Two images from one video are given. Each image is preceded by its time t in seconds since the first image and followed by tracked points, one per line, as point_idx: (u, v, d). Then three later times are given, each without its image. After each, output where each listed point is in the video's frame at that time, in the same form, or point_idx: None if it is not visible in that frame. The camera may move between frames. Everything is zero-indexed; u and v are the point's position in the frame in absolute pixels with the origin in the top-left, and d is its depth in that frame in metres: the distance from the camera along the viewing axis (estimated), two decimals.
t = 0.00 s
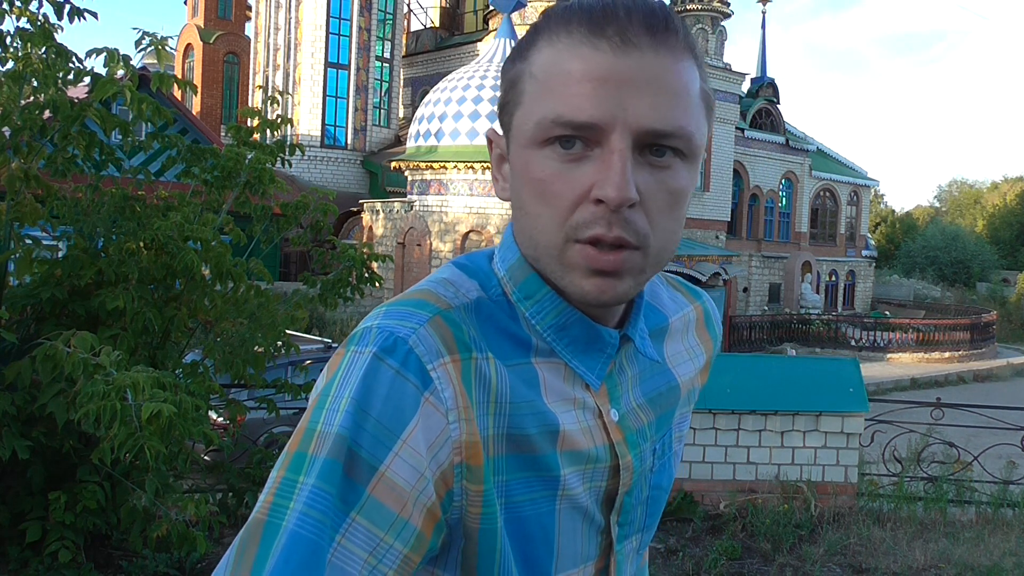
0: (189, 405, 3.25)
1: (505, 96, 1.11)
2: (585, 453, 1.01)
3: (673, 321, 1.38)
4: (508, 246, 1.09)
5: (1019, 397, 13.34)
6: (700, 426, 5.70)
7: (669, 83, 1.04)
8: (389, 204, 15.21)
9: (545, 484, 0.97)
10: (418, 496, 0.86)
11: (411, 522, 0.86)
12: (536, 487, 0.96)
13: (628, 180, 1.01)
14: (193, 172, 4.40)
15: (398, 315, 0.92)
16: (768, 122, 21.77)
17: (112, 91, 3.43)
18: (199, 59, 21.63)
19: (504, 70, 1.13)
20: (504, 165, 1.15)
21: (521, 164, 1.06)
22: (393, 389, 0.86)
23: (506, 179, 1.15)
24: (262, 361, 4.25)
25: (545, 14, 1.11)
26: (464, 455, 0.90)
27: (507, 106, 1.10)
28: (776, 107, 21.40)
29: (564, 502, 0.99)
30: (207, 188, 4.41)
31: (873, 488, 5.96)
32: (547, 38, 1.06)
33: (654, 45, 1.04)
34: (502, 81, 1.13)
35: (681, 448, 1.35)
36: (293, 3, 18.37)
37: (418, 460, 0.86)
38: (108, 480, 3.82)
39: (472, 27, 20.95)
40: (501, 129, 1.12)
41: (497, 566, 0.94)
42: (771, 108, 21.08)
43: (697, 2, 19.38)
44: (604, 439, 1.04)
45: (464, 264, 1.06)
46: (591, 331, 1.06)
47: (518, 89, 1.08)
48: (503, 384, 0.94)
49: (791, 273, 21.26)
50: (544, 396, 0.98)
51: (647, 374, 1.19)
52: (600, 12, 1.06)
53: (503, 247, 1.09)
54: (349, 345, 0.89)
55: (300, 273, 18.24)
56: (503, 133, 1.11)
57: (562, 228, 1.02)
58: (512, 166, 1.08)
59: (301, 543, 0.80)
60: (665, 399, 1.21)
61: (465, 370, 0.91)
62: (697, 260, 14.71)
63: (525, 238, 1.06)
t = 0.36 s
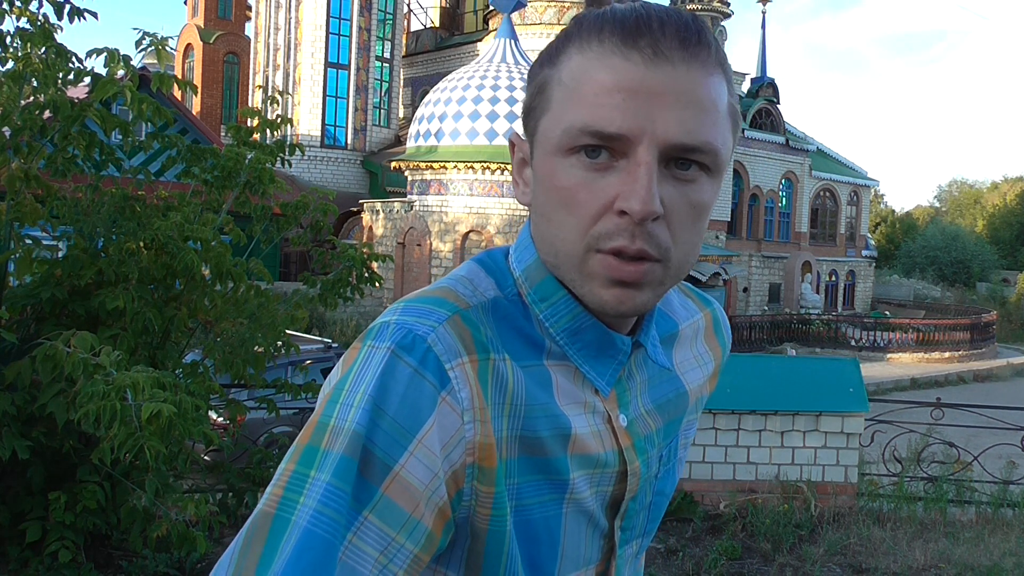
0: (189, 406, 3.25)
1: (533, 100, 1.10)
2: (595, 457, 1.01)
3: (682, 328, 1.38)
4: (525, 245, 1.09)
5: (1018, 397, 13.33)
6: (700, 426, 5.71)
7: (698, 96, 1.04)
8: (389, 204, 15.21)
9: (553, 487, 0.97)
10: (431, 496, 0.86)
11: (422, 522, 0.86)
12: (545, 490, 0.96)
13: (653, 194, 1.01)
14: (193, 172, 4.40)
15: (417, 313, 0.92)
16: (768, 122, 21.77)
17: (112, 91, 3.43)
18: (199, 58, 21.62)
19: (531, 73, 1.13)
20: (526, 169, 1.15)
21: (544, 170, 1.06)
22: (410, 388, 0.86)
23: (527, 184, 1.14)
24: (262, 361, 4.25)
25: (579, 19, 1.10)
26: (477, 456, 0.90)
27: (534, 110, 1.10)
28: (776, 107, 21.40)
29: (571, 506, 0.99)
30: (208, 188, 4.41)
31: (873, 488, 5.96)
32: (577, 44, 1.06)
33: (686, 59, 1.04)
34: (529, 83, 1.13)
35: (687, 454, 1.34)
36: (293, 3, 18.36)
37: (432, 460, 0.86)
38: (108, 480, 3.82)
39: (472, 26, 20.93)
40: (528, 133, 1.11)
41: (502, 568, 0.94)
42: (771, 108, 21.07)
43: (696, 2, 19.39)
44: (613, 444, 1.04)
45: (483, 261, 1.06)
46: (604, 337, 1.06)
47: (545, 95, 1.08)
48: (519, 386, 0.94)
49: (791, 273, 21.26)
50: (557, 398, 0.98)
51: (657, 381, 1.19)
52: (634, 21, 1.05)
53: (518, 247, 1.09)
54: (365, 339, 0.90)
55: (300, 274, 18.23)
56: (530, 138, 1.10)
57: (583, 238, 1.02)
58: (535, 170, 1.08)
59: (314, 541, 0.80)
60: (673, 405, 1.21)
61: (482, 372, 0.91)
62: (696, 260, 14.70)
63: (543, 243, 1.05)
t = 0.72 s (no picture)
0: (189, 406, 3.25)
1: (525, 109, 1.09)
2: (606, 447, 1.01)
3: (673, 311, 1.38)
4: (520, 246, 1.08)
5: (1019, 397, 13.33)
6: (700, 426, 5.71)
7: (692, 97, 1.05)
8: (389, 204, 15.21)
9: (565, 480, 0.97)
10: (436, 498, 0.86)
11: (427, 524, 0.86)
12: (558, 484, 0.97)
13: (657, 198, 1.01)
14: (193, 172, 4.40)
15: (420, 314, 0.92)
16: (768, 122, 21.77)
17: (112, 91, 3.43)
18: (199, 58, 21.62)
19: (520, 82, 1.12)
20: (517, 174, 1.13)
21: (540, 176, 1.05)
22: (416, 390, 0.86)
23: (520, 188, 1.12)
24: (262, 361, 4.25)
25: (563, 24, 1.09)
26: (483, 458, 0.90)
27: (525, 118, 1.08)
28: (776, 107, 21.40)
29: (581, 498, 0.99)
30: (207, 188, 4.41)
31: (873, 488, 5.96)
32: (569, 51, 1.05)
33: (678, 61, 1.04)
34: (518, 92, 1.11)
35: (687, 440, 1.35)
36: (293, 2, 18.36)
37: (437, 462, 0.85)
38: (107, 480, 3.82)
39: (472, 26, 20.92)
40: (519, 140, 1.10)
41: (513, 567, 0.94)
42: (771, 108, 21.07)
43: (696, 2, 19.39)
44: (622, 435, 1.04)
45: (478, 262, 1.06)
46: (606, 333, 1.06)
47: (538, 102, 1.07)
48: (525, 383, 0.94)
49: (791, 274, 21.27)
50: (564, 390, 0.99)
51: (657, 368, 1.19)
52: (623, 25, 1.05)
53: (514, 247, 1.08)
54: (367, 344, 0.89)
55: (300, 274, 18.23)
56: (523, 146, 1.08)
57: (589, 243, 1.02)
58: (530, 176, 1.07)
59: (326, 548, 0.80)
60: (674, 391, 1.22)
61: (487, 373, 0.91)
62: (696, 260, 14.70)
63: (543, 248, 1.04)
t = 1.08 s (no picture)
0: (189, 406, 3.25)
1: (536, 109, 1.07)
2: (613, 447, 1.01)
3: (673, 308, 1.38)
4: (527, 248, 1.08)
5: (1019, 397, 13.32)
6: (700, 426, 5.71)
7: (707, 101, 1.05)
8: (389, 204, 15.21)
9: (575, 481, 0.97)
10: (449, 501, 0.86)
11: (440, 527, 0.86)
12: (569, 485, 0.97)
13: (678, 202, 1.00)
14: (193, 172, 4.40)
15: (434, 317, 0.92)
16: (768, 122, 21.77)
17: (112, 91, 3.43)
18: (199, 59, 21.63)
19: (531, 82, 1.10)
20: (525, 175, 1.12)
21: (553, 178, 1.04)
22: (430, 393, 0.86)
23: (530, 189, 1.11)
24: (262, 361, 4.25)
25: (576, 23, 1.08)
26: (495, 461, 0.89)
27: (537, 118, 1.07)
28: (776, 107, 21.40)
29: (591, 497, 0.99)
30: (207, 188, 4.41)
31: (873, 487, 5.96)
32: (585, 52, 1.04)
33: (695, 65, 1.04)
34: (529, 92, 1.09)
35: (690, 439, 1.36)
36: (293, 3, 18.36)
37: (451, 465, 0.86)
38: (107, 480, 3.82)
39: (472, 27, 20.90)
40: (530, 141, 1.08)
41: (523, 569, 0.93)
42: (771, 108, 21.08)
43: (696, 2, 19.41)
44: (630, 434, 1.04)
45: (486, 265, 1.07)
46: (614, 332, 1.07)
47: (552, 106, 1.05)
48: (538, 384, 0.94)
49: (791, 273, 21.27)
50: (574, 392, 0.99)
51: (660, 368, 1.20)
52: (640, 27, 1.04)
53: (520, 247, 1.08)
54: (380, 347, 0.89)
55: (300, 274, 18.23)
56: (533, 146, 1.07)
57: (605, 247, 1.01)
58: (543, 177, 1.06)
59: (344, 551, 0.79)
60: (675, 390, 1.22)
61: (500, 375, 0.91)
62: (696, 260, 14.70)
63: (555, 250, 1.04)
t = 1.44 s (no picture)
0: (189, 405, 3.24)
1: (528, 118, 1.06)
2: (613, 447, 1.01)
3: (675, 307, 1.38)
4: (528, 248, 1.09)
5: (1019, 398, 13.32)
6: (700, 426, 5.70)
7: (705, 100, 1.05)
8: (389, 204, 15.21)
9: (577, 481, 0.97)
10: (452, 505, 0.86)
11: (444, 531, 0.86)
12: (570, 486, 0.96)
13: (687, 200, 0.99)
14: (193, 172, 4.40)
15: (438, 323, 0.92)
16: (768, 122, 21.77)
17: (112, 91, 3.43)
18: (199, 59, 21.62)
19: (518, 88, 1.08)
20: (521, 183, 1.11)
21: (554, 181, 1.03)
22: (434, 399, 0.87)
23: (527, 198, 1.09)
24: (262, 361, 4.25)
25: (557, 30, 1.07)
26: (499, 464, 0.89)
27: (529, 127, 1.06)
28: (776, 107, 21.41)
29: (594, 497, 0.99)
30: (208, 188, 4.41)
31: (873, 488, 5.95)
32: (573, 61, 1.03)
33: (685, 65, 1.04)
34: (517, 101, 1.08)
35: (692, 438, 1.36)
36: (293, 3, 18.37)
37: (456, 470, 0.86)
38: (108, 480, 3.82)
39: (472, 27, 20.88)
40: (525, 148, 1.07)
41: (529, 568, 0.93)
42: (771, 108, 21.09)
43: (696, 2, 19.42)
44: (629, 432, 1.04)
45: (490, 264, 1.07)
46: (617, 328, 1.07)
47: (544, 115, 1.04)
48: (542, 387, 0.94)
49: (791, 274, 21.27)
50: (576, 391, 0.99)
51: (663, 366, 1.20)
52: (625, 29, 1.03)
53: (521, 248, 1.09)
54: (385, 353, 0.90)
55: (300, 274, 18.23)
56: (530, 153, 1.06)
57: (613, 246, 1.01)
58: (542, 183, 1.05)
59: (348, 554, 0.79)
60: (677, 389, 1.22)
61: (506, 379, 0.91)
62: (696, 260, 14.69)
63: (564, 248, 1.04)
